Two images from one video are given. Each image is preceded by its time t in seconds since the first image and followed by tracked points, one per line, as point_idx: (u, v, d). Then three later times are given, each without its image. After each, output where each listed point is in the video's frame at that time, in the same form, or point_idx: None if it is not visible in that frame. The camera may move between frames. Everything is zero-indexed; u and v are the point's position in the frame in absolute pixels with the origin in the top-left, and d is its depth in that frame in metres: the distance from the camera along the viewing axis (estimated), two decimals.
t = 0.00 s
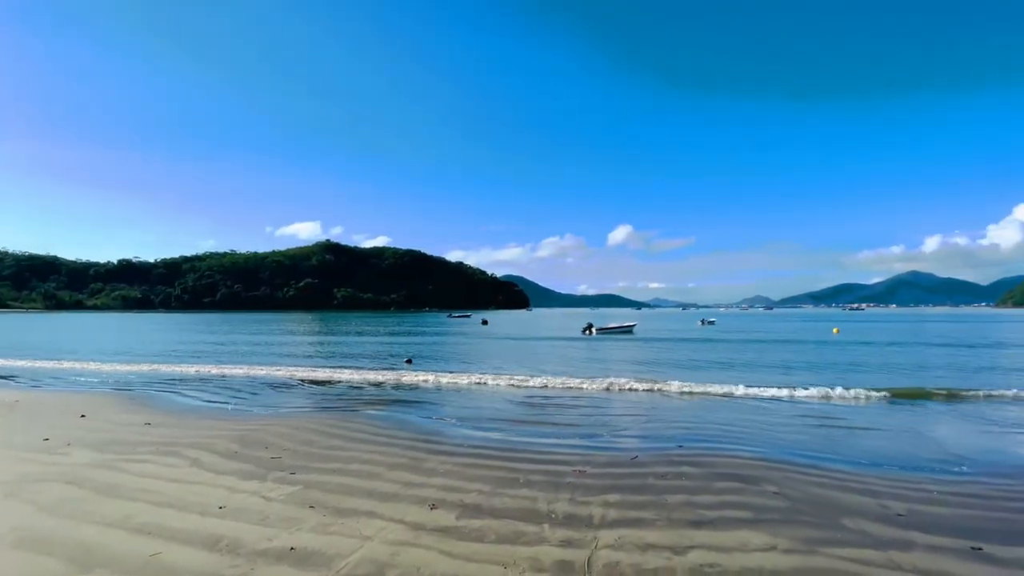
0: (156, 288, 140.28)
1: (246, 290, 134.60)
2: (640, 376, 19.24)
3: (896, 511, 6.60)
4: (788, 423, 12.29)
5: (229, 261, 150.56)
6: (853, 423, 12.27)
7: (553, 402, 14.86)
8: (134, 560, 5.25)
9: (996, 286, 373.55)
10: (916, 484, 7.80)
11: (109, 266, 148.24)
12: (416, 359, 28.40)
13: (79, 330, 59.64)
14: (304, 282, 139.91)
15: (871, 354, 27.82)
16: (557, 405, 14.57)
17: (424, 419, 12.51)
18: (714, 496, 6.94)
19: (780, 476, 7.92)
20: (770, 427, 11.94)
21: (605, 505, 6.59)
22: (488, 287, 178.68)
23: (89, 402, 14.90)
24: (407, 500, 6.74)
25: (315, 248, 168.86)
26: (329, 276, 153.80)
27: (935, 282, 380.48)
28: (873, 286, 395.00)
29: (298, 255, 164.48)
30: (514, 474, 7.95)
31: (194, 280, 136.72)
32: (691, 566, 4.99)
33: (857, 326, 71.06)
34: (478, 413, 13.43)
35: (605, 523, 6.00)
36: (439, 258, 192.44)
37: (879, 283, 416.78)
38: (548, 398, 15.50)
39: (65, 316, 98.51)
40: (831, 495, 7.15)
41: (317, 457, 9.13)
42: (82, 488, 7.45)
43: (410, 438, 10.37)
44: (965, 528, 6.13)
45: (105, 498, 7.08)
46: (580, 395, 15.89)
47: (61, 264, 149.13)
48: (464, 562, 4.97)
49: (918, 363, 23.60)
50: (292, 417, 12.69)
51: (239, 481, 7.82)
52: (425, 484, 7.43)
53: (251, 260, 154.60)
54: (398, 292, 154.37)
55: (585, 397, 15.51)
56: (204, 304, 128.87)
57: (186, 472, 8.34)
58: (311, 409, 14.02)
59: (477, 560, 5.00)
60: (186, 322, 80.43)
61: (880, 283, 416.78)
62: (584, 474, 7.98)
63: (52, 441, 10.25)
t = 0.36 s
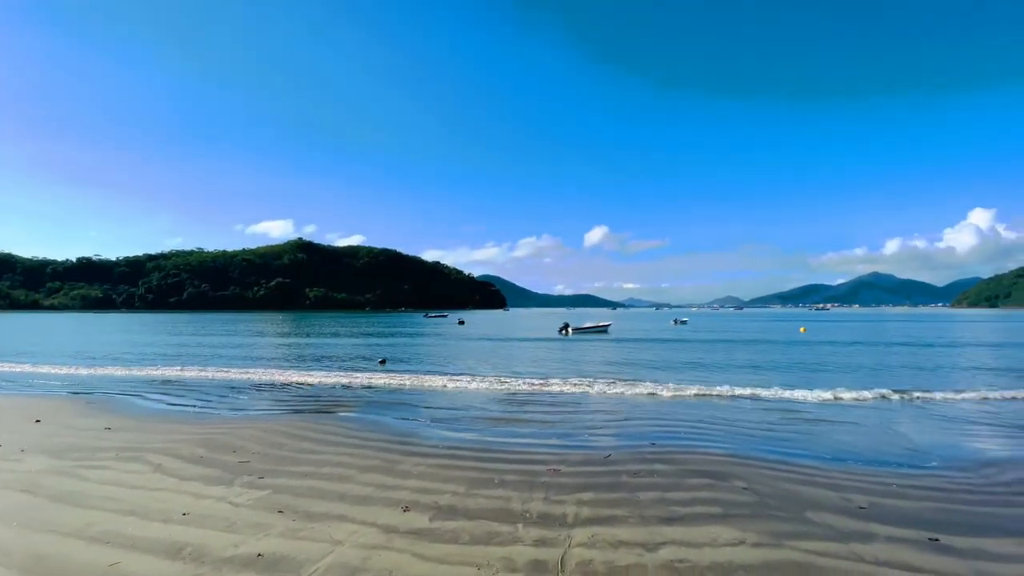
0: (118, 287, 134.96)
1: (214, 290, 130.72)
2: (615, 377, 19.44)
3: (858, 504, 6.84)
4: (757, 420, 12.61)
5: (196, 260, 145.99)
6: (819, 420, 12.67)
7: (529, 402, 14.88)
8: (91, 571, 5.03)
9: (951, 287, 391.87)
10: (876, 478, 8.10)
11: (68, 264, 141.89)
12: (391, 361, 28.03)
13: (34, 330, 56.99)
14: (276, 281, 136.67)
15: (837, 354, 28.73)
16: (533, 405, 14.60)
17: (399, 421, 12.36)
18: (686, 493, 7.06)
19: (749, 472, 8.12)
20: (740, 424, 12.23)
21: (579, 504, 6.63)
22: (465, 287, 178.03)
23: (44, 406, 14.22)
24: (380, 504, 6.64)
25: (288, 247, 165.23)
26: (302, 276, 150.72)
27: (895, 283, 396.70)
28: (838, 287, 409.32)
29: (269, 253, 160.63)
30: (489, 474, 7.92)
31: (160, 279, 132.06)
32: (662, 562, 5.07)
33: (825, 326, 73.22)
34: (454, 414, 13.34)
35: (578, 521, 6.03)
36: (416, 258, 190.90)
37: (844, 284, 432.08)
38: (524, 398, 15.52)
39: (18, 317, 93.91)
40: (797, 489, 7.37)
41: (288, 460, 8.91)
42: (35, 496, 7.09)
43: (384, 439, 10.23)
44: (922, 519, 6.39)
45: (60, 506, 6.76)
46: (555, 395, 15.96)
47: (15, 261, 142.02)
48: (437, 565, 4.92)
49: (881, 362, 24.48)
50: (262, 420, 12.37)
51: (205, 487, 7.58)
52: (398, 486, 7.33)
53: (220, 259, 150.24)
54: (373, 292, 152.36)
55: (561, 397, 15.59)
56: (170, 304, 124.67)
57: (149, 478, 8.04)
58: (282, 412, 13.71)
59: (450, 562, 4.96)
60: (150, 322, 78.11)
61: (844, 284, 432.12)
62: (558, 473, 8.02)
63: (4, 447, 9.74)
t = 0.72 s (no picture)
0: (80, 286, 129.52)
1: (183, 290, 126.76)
2: (591, 378, 19.59)
3: (824, 498, 7.05)
4: (730, 418, 12.87)
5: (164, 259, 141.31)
6: (787, 418, 13.05)
7: (506, 403, 14.87)
8: None
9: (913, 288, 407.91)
10: (842, 473, 8.37)
11: (26, 262, 135.58)
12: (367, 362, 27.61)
13: None
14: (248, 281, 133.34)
15: (805, 354, 29.68)
16: (509, 405, 14.59)
17: (374, 423, 12.19)
18: (659, 490, 7.16)
19: (720, 468, 8.29)
20: (713, 422, 12.47)
21: (554, 503, 6.66)
22: (443, 287, 177.16)
23: None
24: (353, 507, 6.54)
25: (261, 246, 161.42)
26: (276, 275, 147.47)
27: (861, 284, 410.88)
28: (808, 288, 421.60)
29: (241, 252, 156.71)
30: (465, 475, 7.88)
31: (125, 278, 127.35)
32: (636, 559, 5.13)
33: (794, 326, 75.41)
34: (430, 415, 13.23)
35: (553, 521, 6.05)
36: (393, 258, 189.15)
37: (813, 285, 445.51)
38: (501, 399, 15.52)
39: None
40: (766, 485, 7.55)
41: (258, 464, 8.70)
42: None
43: (358, 442, 10.09)
44: (883, 512, 6.62)
45: (14, 516, 6.44)
46: (533, 396, 15.99)
47: None
48: (411, 567, 4.87)
49: (846, 362, 25.36)
50: (231, 423, 12.03)
51: (171, 493, 7.33)
52: (373, 489, 7.24)
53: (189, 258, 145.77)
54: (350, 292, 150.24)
55: (537, 397, 15.65)
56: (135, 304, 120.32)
57: (111, 485, 7.73)
58: (253, 415, 13.38)
59: (424, 565, 4.92)
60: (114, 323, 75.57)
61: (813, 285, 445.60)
62: (534, 473, 8.04)
63: None
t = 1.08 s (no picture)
0: (32, 285, 123.17)
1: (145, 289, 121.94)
2: (565, 379, 19.70)
3: (787, 493, 7.28)
4: (698, 417, 13.15)
5: (124, 257, 135.68)
6: (754, 416, 13.41)
7: (479, 404, 14.81)
8: None
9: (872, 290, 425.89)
10: (804, 467, 8.65)
11: None
12: (338, 365, 27.12)
13: None
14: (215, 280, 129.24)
15: (772, 354, 30.64)
16: (483, 406, 14.54)
17: (345, 426, 11.98)
18: (630, 487, 7.27)
19: (690, 465, 8.45)
20: (682, 420, 12.72)
21: (526, 503, 6.67)
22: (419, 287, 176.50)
23: None
24: (322, 511, 6.41)
25: (228, 244, 156.70)
26: (244, 275, 143.41)
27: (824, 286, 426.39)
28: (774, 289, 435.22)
29: (207, 251, 151.73)
30: (437, 476, 7.82)
31: (82, 276, 121.65)
32: (606, 557, 5.17)
33: (762, 326, 77.99)
34: (403, 417, 13.08)
35: (525, 520, 6.06)
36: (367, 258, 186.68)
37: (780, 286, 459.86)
38: (475, 400, 15.45)
39: None
40: (733, 480, 7.75)
41: (223, 469, 8.43)
42: None
43: (328, 445, 9.88)
44: (843, 506, 6.87)
45: None
46: (506, 397, 15.99)
47: None
48: (380, 571, 4.79)
49: (810, 362, 26.20)
50: (195, 427, 11.63)
51: (128, 501, 7.03)
52: (342, 493, 7.11)
53: (151, 257, 140.28)
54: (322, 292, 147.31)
55: (511, 398, 15.64)
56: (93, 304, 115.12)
57: (63, 493, 7.36)
58: (218, 418, 12.96)
59: (394, 568, 4.85)
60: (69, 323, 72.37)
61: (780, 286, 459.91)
62: (507, 473, 8.03)
63: None
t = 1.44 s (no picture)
0: None
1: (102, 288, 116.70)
2: (537, 381, 19.76)
3: (751, 488, 7.48)
4: (667, 416, 13.39)
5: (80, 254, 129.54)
6: (721, 414, 13.75)
7: (451, 405, 14.71)
8: None
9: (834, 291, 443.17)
10: (767, 463, 8.92)
11: None
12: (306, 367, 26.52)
13: None
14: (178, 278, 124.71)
15: (738, 354, 31.62)
16: (455, 408, 14.45)
17: (313, 429, 11.71)
18: (600, 486, 7.35)
19: (659, 463, 8.60)
20: (652, 419, 12.92)
21: (497, 504, 6.66)
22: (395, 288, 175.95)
23: None
24: (287, 517, 6.25)
25: (192, 242, 151.48)
26: (209, 274, 138.88)
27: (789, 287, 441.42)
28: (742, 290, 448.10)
29: (170, 249, 146.29)
30: (407, 479, 7.74)
31: (33, 274, 115.59)
32: (576, 556, 5.21)
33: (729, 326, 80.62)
34: (373, 419, 12.88)
35: (496, 521, 6.06)
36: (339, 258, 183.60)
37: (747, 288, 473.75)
38: (447, 402, 15.34)
39: None
40: (699, 477, 7.92)
41: (184, 475, 8.14)
42: None
43: (296, 449, 9.66)
44: (804, 500, 7.11)
45: None
46: (478, 398, 15.93)
47: None
48: None
49: (774, 362, 27.08)
50: (154, 432, 11.19)
51: (80, 510, 6.70)
52: (309, 498, 6.95)
53: (109, 254, 134.37)
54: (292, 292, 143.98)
55: (484, 400, 15.59)
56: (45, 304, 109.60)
57: (9, 503, 6.97)
58: (180, 423, 12.50)
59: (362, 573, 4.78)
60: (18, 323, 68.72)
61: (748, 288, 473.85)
62: (478, 474, 8.01)
63: None
